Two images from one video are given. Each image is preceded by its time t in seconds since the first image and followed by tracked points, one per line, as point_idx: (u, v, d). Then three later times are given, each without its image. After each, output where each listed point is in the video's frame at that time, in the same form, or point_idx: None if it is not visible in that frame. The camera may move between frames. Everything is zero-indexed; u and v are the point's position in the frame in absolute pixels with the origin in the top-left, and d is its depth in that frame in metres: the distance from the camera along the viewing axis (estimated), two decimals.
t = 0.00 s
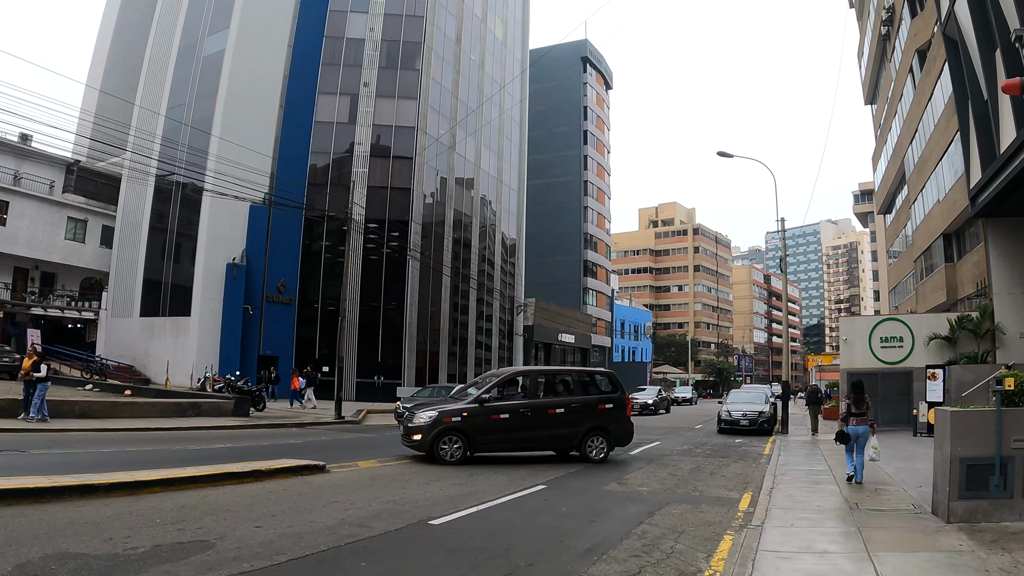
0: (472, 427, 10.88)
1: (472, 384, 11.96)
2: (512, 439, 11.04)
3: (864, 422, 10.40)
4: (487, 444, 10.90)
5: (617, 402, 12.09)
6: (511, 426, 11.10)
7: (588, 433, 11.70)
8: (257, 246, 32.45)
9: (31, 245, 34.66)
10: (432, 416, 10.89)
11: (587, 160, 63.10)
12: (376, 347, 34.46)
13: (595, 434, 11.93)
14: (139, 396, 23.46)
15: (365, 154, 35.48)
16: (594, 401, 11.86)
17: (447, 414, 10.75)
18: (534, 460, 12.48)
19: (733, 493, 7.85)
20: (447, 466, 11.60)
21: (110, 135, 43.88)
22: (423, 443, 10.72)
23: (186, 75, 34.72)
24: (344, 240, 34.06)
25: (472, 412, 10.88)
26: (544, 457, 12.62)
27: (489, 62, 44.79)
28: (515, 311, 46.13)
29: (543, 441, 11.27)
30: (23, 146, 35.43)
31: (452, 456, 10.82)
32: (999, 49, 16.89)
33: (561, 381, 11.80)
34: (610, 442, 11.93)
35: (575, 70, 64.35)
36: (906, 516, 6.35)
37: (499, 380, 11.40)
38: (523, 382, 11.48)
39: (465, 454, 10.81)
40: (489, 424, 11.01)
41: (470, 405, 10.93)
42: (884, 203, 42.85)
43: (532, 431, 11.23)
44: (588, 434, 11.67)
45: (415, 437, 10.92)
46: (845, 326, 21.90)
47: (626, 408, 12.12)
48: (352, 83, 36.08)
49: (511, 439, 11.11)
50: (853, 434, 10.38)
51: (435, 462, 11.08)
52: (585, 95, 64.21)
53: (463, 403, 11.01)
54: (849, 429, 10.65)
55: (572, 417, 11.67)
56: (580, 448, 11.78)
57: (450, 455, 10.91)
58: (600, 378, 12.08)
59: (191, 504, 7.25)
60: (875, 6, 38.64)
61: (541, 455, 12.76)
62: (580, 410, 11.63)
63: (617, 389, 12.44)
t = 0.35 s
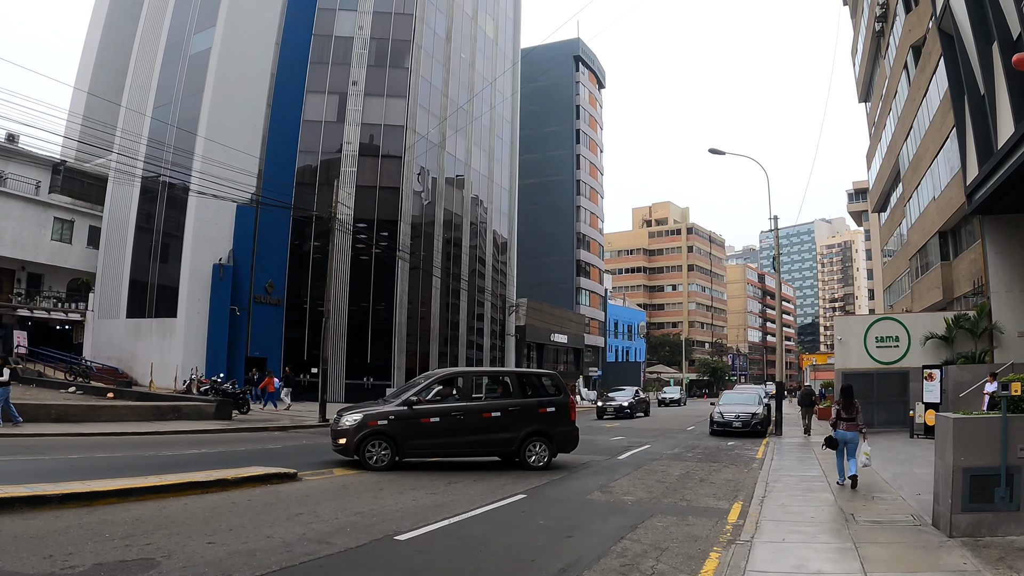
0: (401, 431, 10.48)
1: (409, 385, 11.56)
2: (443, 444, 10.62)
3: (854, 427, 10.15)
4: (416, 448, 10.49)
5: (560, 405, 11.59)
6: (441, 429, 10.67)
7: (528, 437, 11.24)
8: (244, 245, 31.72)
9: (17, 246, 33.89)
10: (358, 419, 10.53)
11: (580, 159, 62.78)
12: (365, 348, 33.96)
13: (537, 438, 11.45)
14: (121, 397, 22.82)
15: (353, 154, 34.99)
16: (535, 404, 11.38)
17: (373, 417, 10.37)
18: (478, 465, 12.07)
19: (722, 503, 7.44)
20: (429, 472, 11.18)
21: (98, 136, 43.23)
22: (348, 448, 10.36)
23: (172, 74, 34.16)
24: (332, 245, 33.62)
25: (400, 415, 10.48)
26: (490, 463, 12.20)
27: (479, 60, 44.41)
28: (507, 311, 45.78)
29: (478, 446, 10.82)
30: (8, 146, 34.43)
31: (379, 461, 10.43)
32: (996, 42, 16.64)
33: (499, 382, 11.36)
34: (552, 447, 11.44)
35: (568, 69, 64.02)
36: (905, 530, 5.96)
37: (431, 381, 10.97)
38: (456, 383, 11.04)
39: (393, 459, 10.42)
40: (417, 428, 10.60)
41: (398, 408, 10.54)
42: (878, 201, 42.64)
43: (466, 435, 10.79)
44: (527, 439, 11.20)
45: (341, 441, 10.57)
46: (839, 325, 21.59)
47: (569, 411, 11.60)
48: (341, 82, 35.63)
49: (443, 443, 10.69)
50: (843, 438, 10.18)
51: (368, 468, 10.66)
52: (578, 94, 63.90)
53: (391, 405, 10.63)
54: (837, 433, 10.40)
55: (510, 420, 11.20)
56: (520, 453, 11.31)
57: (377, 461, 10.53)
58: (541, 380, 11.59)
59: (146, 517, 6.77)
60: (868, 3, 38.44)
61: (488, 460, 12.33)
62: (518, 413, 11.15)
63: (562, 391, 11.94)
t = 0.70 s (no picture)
0: (329, 430, 9.96)
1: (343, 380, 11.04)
2: (374, 444, 10.10)
3: (852, 425, 9.94)
4: (344, 448, 9.97)
5: (501, 404, 11.03)
6: (372, 428, 10.15)
7: (466, 437, 10.71)
8: (235, 244, 31.15)
9: (6, 245, 33.37)
10: (285, 416, 9.99)
11: (576, 155, 62.42)
12: (358, 347, 33.55)
13: (476, 438, 10.92)
14: (109, 397, 22.34)
15: (345, 150, 34.57)
16: (474, 402, 10.83)
17: (298, 414, 9.84)
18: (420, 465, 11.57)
19: (718, 507, 7.08)
20: (416, 473, 10.81)
21: (90, 134, 42.70)
22: (273, 447, 9.84)
23: (163, 72, 33.64)
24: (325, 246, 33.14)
25: (327, 413, 9.95)
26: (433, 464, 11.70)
27: (474, 55, 44.03)
28: (502, 309, 45.49)
29: (411, 446, 10.29)
30: None
31: (306, 461, 9.93)
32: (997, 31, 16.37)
33: (437, 379, 10.81)
34: (492, 447, 10.91)
35: (563, 65, 63.67)
36: (913, 536, 5.62)
37: (363, 377, 10.42)
38: (389, 380, 10.49)
39: (320, 459, 9.92)
40: (345, 427, 10.06)
41: (326, 405, 10.01)
42: (876, 197, 42.39)
43: (397, 434, 10.25)
44: (464, 439, 10.68)
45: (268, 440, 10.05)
46: (838, 321, 21.10)
47: (510, 410, 11.03)
48: (333, 78, 35.15)
49: (374, 443, 10.17)
50: (840, 437, 10.00)
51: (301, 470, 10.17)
52: (574, 90, 63.53)
53: (320, 402, 10.09)
54: (834, 431, 10.20)
55: (446, 419, 10.63)
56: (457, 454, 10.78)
57: (304, 461, 10.00)
58: (480, 376, 11.03)
59: (106, 523, 6.38)
60: None
61: (431, 460, 11.82)
62: (455, 412, 10.60)
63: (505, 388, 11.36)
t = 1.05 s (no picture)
0: (248, 425, 9.18)
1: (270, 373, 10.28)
2: (295, 442, 9.30)
3: (850, 418, 9.82)
4: (264, 445, 9.19)
5: (435, 399, 10.22)
6: (294, 424, 9.35)
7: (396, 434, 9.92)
8: (228, 236, 30.49)
9: None
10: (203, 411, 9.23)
11: (573, 151, 62.03)
12: (353, 344, 33.20)
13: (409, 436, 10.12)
14: (98, 395, 21.97)
15: (340, 145, 34.20)
16: (405, 396, 10.01)
17: (217, 409, 9.12)
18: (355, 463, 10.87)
19: (711, 507, 6.78)
20: (403, 473, 10.52)
21: (84, 130, 42.25)
22: (189, 444, 9.07)
23: (156, 66, 33.15)
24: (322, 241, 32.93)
25: (246, 407, 9.19)
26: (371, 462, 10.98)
27: (470, 50, 43.67)
28: (498, 306, 45.27)
29: (337, 443, 9.49)
30: None
31: (226, 458, 9.21)
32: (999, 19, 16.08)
33: (365, 371, 9.99)
34: (426, 445, 10.15)
35: (561, 60, 63.29)
36: (917, 539, 5.32)
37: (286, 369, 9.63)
38: (315, 372, 9.69)
39: (240, 457, 9.18)
40: (266, 423, 9.27)
41: (245, 399, 9.24)
42: (876, 191, 42.13)
43: (321, 430, 9.45)
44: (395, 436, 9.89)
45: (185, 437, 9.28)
46: (838, 317, 20.65)
47: (445, 405, 10.24)
48: (327, 73, 34.76)
49: (297, 440, 9.37)
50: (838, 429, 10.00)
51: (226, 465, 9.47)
52: (572, 85, 63.11)
53: (239, 396, 9.32)
54: (834, 425, 10.07)
55: (375, 415, 9.82)
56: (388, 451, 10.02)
57: (223, 459, 9.22)
58: (413, 369, 10.24)
59: (66, 524, 6.06)
60: None
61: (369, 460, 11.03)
62: (385, 406, 9.79)
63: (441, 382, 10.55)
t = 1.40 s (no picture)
0: (160, 420, 8.62)
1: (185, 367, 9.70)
2: (211, 440, 8.78)
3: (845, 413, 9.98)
4: (178, 442, 8.64)
5: (358, 393, 9.86)
6: (210, 419, 8.82)
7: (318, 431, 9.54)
8: (222, 234, 30.05)
9: None
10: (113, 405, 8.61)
11: (572, 147, 61.70)
12: (349, 341, 32.90)
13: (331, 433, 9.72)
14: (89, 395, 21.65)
15: (335, 141, 33.92)
16: (327, 391, 9.63)
17: (128, 403, 8.52)
18: (276, 463, 10.40)
19: (707, 508, 6.49)
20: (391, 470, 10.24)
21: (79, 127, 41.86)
22: (97, 440, 8.45)
23: (150, 63, 32.73)
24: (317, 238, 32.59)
25: (158, 401, 8.62)
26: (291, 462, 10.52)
27: (467, 45, 43.34)
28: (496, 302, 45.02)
29: (256, 440, 9.03)
30: None
31: (137, 457, 8.64)
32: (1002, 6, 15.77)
33: (284, 364, 9.54)
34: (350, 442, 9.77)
35: (559, 56, 62.91)
36: (923, 543, 5.03)
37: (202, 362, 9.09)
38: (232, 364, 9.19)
39: (152, 456, 8.63)
40: (180, 418, 8.72)
41: (158, 392, 8.68)
42: (877, 186, 41.85)
43: (239, 426, 8.96)
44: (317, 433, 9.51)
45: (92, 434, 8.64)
46: (839, 311, 20.51)
47: (368, 400, 9.89)
48: (322, 68, 34.46)
49: (213, 437, 8.85)
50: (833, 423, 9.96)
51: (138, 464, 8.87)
52: (570, 81, 62.74)
53: (151, 390, 8.74)
54: (829, 420, 10.18)
55: (296, 410, 9.39)
56: (309, 449, 9.63)
57: (133, 458, 8.62)
58: (335, 362, 9.86)
59: (29, 524, 5.77)
60: None
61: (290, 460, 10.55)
62: (306, 401, 9.38)
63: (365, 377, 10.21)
